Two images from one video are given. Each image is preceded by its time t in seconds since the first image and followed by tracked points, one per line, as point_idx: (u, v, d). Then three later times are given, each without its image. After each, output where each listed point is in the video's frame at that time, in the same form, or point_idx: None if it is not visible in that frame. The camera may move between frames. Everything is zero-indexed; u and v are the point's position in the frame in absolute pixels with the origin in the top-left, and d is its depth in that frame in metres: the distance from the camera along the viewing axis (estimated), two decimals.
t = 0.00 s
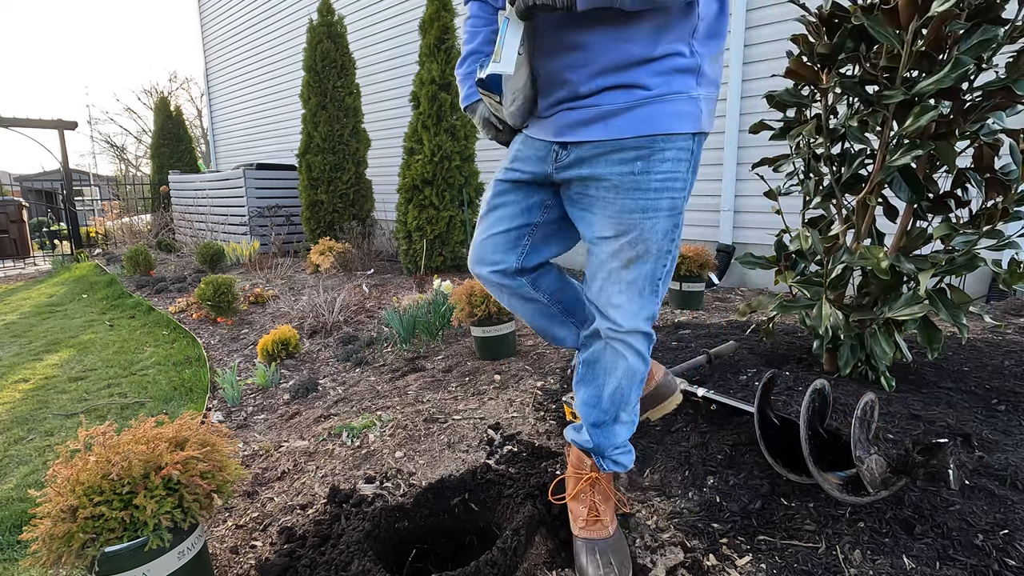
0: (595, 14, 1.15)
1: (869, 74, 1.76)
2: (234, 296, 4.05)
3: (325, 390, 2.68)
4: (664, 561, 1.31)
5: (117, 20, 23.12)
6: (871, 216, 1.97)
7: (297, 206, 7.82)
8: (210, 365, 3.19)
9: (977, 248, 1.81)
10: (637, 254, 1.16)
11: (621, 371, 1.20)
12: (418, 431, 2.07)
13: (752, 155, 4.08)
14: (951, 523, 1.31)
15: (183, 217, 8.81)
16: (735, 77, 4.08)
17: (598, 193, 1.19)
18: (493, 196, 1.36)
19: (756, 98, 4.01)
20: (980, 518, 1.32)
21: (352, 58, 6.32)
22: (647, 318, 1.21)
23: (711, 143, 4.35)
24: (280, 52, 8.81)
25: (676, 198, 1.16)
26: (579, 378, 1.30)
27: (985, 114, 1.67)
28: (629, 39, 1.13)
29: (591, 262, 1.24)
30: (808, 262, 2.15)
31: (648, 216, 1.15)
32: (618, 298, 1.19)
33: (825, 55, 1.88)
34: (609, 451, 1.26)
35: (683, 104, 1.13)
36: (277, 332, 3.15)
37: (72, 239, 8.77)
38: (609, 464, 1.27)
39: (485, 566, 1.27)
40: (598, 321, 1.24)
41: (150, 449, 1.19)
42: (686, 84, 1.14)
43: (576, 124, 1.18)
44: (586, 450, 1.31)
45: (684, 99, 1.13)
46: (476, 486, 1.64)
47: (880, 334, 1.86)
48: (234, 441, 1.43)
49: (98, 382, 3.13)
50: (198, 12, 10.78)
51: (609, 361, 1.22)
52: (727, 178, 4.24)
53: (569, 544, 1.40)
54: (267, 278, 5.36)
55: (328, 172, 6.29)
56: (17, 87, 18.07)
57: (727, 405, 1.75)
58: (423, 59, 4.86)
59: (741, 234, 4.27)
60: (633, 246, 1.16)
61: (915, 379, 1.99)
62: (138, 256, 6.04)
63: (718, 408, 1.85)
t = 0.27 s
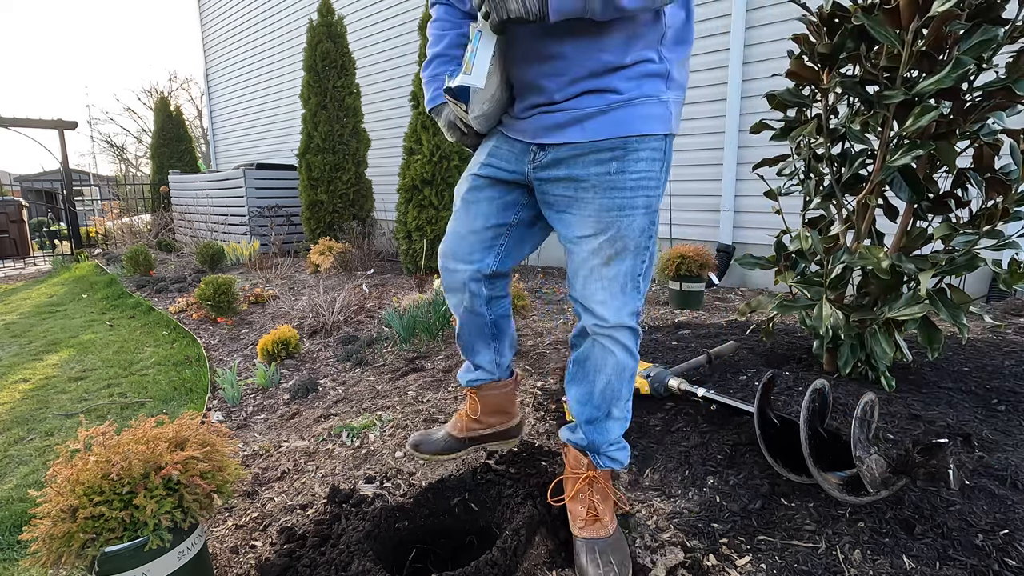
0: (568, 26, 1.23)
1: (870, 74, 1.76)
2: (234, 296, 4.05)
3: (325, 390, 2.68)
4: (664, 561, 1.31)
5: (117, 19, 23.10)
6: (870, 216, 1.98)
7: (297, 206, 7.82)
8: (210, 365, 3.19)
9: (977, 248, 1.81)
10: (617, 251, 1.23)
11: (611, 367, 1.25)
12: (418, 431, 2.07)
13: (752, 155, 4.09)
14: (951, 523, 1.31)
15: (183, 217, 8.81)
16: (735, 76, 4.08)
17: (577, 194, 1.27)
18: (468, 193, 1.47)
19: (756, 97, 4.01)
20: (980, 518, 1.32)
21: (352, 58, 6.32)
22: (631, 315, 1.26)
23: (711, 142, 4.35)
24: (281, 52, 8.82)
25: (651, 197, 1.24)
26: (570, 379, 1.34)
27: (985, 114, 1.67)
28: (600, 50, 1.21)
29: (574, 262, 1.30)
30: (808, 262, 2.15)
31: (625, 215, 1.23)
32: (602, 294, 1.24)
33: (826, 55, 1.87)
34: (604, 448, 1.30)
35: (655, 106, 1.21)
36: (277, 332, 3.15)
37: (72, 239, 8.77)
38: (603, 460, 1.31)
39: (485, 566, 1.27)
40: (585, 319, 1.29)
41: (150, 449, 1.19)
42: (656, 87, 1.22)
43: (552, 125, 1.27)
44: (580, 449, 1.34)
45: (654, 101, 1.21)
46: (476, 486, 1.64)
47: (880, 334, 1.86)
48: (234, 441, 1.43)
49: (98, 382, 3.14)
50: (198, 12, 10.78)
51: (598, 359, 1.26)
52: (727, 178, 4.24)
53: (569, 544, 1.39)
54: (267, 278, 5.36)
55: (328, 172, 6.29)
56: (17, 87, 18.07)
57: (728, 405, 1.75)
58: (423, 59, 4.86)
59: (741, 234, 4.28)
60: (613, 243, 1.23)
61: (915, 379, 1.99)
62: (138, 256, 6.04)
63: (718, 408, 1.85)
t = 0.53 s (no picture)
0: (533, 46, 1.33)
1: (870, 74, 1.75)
2: (234, 296, 4.05)
3: (325, 390, 2.68)
4: (664, 561, 1.31)
5: (117, 19, 23.09)
6: (871, 216, 1.98)
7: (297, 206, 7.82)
8: (210, 365, 3.19)
9: (977, 248, 1.81)
10: (596, 244, 1.34)
11: (599, 354, 1.34)
12: (418, 431, 2.07)
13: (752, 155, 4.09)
14: (951, 523, 1.31)
15: (183, 217, 8.81)
16: (735, 76, 4.08)
17: (555, 195, 1.37)
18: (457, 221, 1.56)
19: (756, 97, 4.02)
20: (980, 518, 1.32)
21: (352, 58, 6.31)
22: (609, 304, 1.36)
23: (711, 142, 4.35)
24: (280, 53, 8.82)
25: (619, 194, 1.37)
26: (559, 373, 1.43)
27: (986, 114, 1.67)
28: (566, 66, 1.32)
29: (557, 261, 1.39)
30: (808, 262, 2.15)
31: (600, 210, 1.34)
32: (585, 284, 1.34)
33: (826, 55, 1.87)
34: (599, 435, 1.37)
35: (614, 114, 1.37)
36: (277, 332, 3.15)
37: (72, 239, 8.77)
38: (601, 448, 1.37)
39: (485, 566, 1.27)
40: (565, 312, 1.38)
41: (150, 449, 1.19)
42: (614, 99, 1.38)
43: (526, 136, 1.36)
44: (579, 440, 1.40)
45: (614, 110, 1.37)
46: (476, 486, 1.64)
47: (880, 335, 1.86)
48: (234, 441, 1.43)
49: (98, 382, 3.14)
50: (198, 12, 10.78)
51: (585, 348, 1.35)
52: (727, 178, 4.24)
53: (570, 544, 1.39)
54: (267, 278, 5.36)
55: (329, 172, 6.29)
56: (17, 87, 18.07)
57: (728, 405, 1.75)
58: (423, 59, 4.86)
59: (741, 234, 4.28)
60: (591, 237, 1.34)
61: (915, 379, 1.99)
62: (138, 256, 6.04)
63: (718, 408, 1.85)
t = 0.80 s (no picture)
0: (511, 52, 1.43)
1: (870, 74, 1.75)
2: (234, 296, 4.05)
3: (325, 390, 2.68)
4: (663, 561, 1.31)
5: (117, 19, 23.08)
6: (871, 216, 1.98)
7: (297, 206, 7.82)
8: (210, 365, 3.18)
9: (976, 248, 1.81)
10: (583, 214, 1.46)
11: (590, 323, 1.47)
12: (418, 431, 2.07)
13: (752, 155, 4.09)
14: (951, 523, 1.31)
15: (183, 217, 8.81)
16: (736, 76, 4.08)
17: (543, 176, 1.48)
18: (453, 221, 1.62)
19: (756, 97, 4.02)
20: (980, 518, 1.32)
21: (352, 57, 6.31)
22: (596, 273, 1.49)
23: (711, 142, 4.35)
24: (280, 53, 8.81)
25: (597, 170, 1.50)
26: (549, 348, 1.55)
27: (986, 114, 1.67)
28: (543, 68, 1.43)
29: (548, 236, 1.49)
30: (808, 262, 2.14)
31: (584, 185, 1.46)
32: (576, 254, 1.46)
33: (826, 55, 1.87)
34: (591, 403, 1.53)
35: (580, 105, 1.49)
36: (277, 332, 3.15)
37: (72, 239, 8.77)
38: (594, 414, 1.53)
39: (485, 566, 1.27)
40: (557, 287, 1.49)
41: (150, 449, 1.19)
42: (585, 90, 1.52)
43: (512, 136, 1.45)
44: (573, 411, 1.55)
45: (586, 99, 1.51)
46: (476, 486, 1.64)
47: (880, 335, 1.86)
48: (234, 441, 1.43)
49: (98, 382, 3.13)
50: (198, 12, 10.77)
51: (577, 320, 1.47)
52: (727, 178, 4.24)
53: (570, 544, 1.39)
54: (267, 278, 5.36)
55: (329, 172, 6.29)
56: (17, 87, 18.07)
57: (728, 406, 1.75)
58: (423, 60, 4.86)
59: (741, 234, 4.28)
60: (579, 208, 1.46)
61: (915, 379, 1.99)
62: (138, 256, 6.04)
63: (718, 408, 1.85)
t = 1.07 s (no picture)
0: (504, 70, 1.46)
1: (870, 74, 1.76)
2: (234, 296, 4.05)
3: (325, 390, 2.68)
4: (663, 561, 1.31)
5: (116, 19, 23.08)
6: (871, 216, 1.98)
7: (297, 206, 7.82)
8: (210, 365, 3.18)
9: (976, 248, 1.81)
10: (577, 217, 1.48)
11: (582, 321, 1.48)
12: (418, 431, 2.07)
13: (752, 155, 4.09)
14: (951, 523, 1.31)
15: (183, 217, 8.81)
16: (735, 76, 4.08)
17: (537, 177, 1.48)
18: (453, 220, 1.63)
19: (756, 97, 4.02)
20: (980, 519, 1.32)
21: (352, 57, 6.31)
22: (588, 274, 1.51)
23: (711, 142, 4.35)
24: (280, 53, 8.81)
25: (591, 173, 1.52)
26: (542, 345, 1.55)
27: (985, 114, 1.67)
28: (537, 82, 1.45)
29: (541, 237, 1.50)
30: (808, 262, 2.14)
31: (578, 188, 1.48)
32: (569, 254, 1.47)
33: (826, 55, 1.88)
34: (583, 398, 1.53)
35: (575, 111, 1.50)
36: (277, 332, 3.15)
37: (72, 239, 8.76)
38: (586, 409, 1.53)
39: (485, 566, 1.27)
40: (551, 286, 1.49)
41: (150, 449, 1.19)
42: (581, 94, 1.53)
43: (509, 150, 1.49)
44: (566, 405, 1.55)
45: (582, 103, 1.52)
46: (476, 486, 1.63)
47: (880, 335, 1.86)
48: (234, 441, 1.43)
49: (98, 382, 3.13)
50: (198, 12, 10.77)
51: (570, 318, 1.48)
52: (727, 177, 4.24)
53: (569, 544, 1.39)
54: (267, 278, 5.36)
55: (329, 172, 6.29)
56: (17, 87, 18.07)
57: (728, 406, 1.75)
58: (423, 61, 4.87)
59: (741, 234, 4.28)
60: (572, 211, 1.47)
61: (915, 379, 1.99)
62: (138, 256, 6.04)
63: (718, 408, 1.85)
